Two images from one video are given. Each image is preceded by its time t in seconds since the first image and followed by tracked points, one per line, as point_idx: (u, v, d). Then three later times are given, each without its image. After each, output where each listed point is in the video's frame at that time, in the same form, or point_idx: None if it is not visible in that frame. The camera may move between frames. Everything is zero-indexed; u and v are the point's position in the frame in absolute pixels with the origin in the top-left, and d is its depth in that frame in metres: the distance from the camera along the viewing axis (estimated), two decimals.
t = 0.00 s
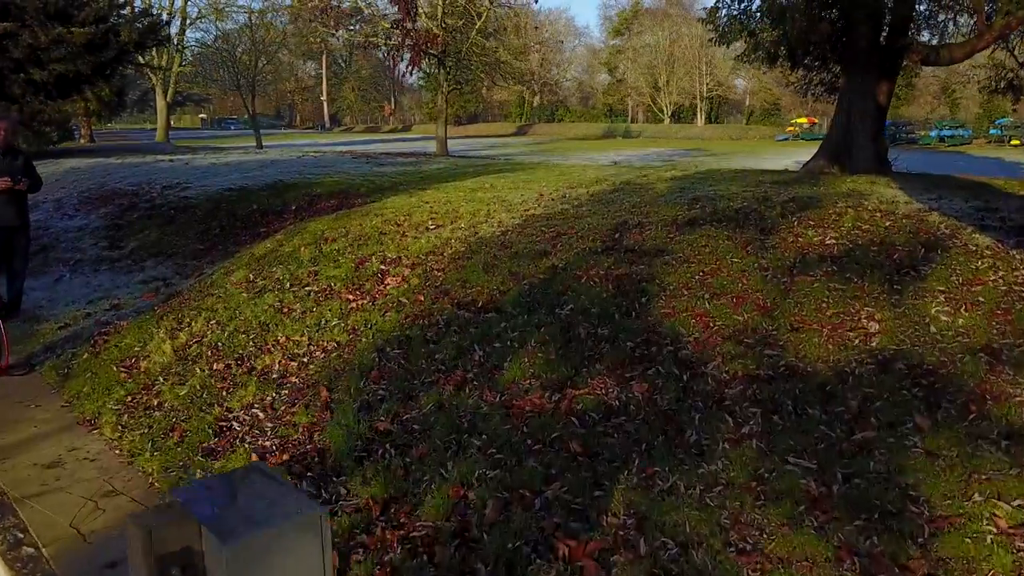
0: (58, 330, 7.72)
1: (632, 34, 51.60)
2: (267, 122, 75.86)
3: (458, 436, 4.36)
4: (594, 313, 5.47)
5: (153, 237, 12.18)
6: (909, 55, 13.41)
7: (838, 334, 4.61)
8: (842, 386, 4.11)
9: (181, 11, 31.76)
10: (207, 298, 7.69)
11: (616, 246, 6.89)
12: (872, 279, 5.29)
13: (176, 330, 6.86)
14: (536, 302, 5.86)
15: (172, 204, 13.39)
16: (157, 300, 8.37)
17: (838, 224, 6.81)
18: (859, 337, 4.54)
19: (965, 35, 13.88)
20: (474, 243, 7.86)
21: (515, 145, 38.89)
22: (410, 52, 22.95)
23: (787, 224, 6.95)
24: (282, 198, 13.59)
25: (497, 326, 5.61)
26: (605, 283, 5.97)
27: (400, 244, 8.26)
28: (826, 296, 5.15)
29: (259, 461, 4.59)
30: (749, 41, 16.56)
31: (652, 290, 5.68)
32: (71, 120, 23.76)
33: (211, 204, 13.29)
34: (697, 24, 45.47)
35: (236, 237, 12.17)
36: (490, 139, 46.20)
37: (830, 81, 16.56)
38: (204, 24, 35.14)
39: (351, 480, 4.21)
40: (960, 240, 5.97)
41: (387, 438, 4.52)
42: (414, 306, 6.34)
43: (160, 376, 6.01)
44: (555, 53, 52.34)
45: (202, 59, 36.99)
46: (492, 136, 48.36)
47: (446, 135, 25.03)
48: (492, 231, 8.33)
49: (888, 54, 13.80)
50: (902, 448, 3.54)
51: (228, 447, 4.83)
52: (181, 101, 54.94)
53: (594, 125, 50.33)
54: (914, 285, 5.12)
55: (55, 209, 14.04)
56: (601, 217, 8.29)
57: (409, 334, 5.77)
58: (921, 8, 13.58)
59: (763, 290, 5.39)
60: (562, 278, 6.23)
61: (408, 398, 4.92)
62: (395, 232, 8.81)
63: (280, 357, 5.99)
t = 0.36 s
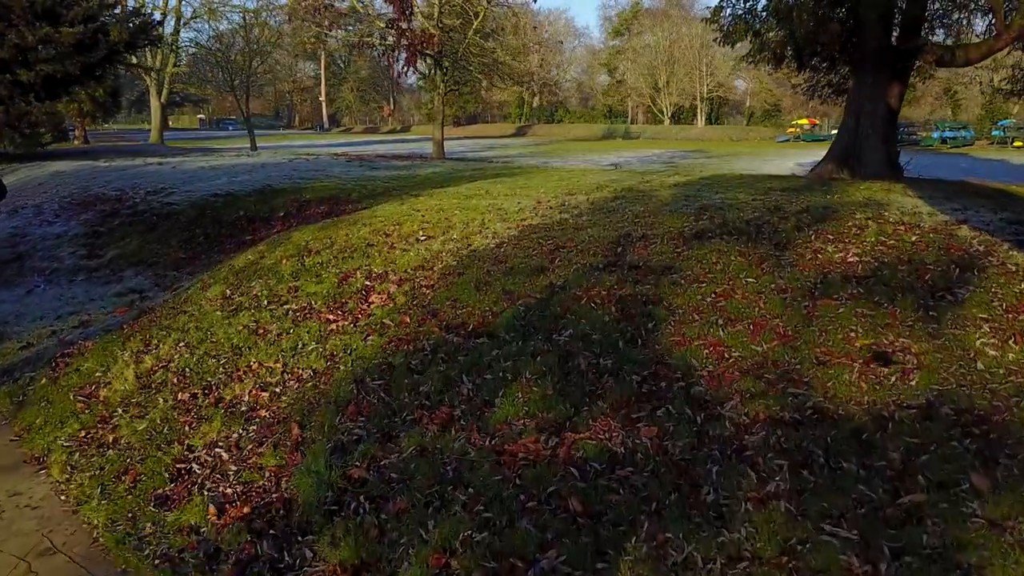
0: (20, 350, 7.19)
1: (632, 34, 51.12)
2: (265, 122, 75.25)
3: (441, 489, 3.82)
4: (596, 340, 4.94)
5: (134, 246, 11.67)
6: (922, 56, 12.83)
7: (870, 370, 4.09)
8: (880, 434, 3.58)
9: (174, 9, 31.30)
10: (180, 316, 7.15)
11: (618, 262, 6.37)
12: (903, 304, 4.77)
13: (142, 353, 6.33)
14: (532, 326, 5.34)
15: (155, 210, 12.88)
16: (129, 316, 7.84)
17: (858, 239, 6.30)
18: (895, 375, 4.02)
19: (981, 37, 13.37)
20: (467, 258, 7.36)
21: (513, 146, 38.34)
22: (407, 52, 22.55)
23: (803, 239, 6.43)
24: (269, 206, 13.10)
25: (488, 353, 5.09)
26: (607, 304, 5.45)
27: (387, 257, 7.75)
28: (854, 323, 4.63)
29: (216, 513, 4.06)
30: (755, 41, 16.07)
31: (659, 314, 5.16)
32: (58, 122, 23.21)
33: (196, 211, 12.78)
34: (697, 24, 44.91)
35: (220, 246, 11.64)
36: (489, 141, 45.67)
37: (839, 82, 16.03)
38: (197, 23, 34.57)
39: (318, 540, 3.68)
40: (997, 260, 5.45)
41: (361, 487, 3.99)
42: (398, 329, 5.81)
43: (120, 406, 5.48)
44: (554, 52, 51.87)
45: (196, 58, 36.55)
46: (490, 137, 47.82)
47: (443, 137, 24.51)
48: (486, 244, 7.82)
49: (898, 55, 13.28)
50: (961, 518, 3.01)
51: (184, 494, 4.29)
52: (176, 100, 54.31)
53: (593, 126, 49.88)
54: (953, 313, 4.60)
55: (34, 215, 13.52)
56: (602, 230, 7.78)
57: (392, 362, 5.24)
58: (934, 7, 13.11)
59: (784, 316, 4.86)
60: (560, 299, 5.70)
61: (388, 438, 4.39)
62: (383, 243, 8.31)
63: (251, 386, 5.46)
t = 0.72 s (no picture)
0: None
1: (632, 34, 50.66)
2: (263, 123, 74.79)
3: (420, 548, 3.28)
4: (598, 368, 4.41)
5: (112, 253, 11.13)
6: (938, 54, 12.29)
7: (914, 409, 3.55)
8: (934, 490, 3.04)
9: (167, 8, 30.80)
10: (148, 332, 6.61)
11: (622, 276, 5.85)
12: (944, 329, 4.24)
13: (102, 374, 5.80)
14: (526, 349, 4.80)
15: (137, 215, 12.36)
16: (96, 331, 7.30)
17: (883, 251, 5.79)
18: (944, 416, 3.48)
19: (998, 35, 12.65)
20: (459, 269, 6.84)
21: (512, 147, 37.85)
22: (401, 51, 21.94)
23: (823, 250, 5.91)
24: (256, 211, 12.60)
25: (478, 381, 4.55)
26: (610, 325, 4.92)
27: (374, 267, 7.25)
28: (890, 350, 4.10)
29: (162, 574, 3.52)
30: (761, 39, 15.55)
31: (669, 337, 4.63)
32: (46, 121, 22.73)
33: (179, 215, 12.26)
34: (698, 23, 44.35)
35: (203, 253, 11.12)
36: (488, 141, 45.20)
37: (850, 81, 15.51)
38: (191, 22, 33.97)
39: None
40: None
41: (327, 544, 3.44)
42: (380, 351, 5.28)
43: (70, 437, 4.94)
44: (553, 52, 51.40)
45: (189, 58, 36.08)
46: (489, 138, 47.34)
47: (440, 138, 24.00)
48: (480, 254, 7.30)
49: (910, 53, 12.85)
50: None
51: (129, 548, 3.76)
52: (172, 100, 53.83)
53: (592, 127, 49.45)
54: (1002, 340, 4.07)
55: (12, 219, 13.00)
56: (604, 238, 7.26)
57: (371, 391, 4.71)
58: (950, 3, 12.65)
59: (809, 341, 4.33)
60: (558, 318, 5.17)
61: (362, 483, 3.86)
62: (369, 252, 7.79)
63: (215, 416, 4.92)
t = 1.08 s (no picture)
0: None
1: (631, 34, 50.12)
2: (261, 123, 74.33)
3: None
4: (604, 400, 3.86)
5: (88, 259, 10.57)
6: (958, 52, 11.75)
7: (980, 459, 3.01)
8: (1018, 565, 2.49)
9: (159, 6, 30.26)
10: (110, 348, 6.05)
11: (628, 291, 5.31)
12: (1001, 358, 3.70)
13: (54, 399, 5.23)
14: (522, 376, 4.25)
15: (116, 218, 11.80)
16: (57, 347, 6.73)
17: (916, 263, 5.25)
18: (1018, 468, 2.94)
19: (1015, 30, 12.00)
20: (451, 280, 6.31)
21: (511, 147, 37.34)
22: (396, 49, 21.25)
23: (849, 262, 5.37)
24: (242, 215, 12.05)
25: (467, 414, 4.00)
26: (616, 347, 4.37)
27: (358, 277, 6.70)
28: (941, 384, 3.55)
29: None
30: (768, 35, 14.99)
31: (684, 364, 4.08)
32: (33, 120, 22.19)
33: (161, 219, 11.70)
34: (700, 23, 43.79)
35: (185, 259, 10.56)
36: (487, 142, 44.68)
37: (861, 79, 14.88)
38: (184, 20, 33.41)
39: None
40: None
41: None
42: (359, 375, 4.73)
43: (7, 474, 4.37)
44: (552, 52, 50.86)
45: (183, 56, 35.54)
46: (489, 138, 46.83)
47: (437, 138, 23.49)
48: (474, 264, 6.76)
49: (926, 50, 12.34)
50: None
51: None
52: (169, 100, 53.36)
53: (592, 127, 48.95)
54: None
55: None
56: (607, 246, 6.72)
57: (346, 425, 4.16)
58: None
59: (846, 371, 3.78)
60: (558, 338, 4.62)
61: (330, 539, 3.30)
62: (355, 261, 7.25)
63: (172, 451, 4.36)
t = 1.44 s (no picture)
0: None
1: (631, 34, 49.64)
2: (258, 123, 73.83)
3: None
4: (614, 447, 3.30)
5: (62, 266, 10.00)
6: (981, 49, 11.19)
7: None
8: None
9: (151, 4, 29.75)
10: (65, 371, 5.48)
11: (639, 310, 4.74)
12: None
13: None
14: (519, 413, 3.69)
15: (95, 223, 11.23)
16: (12, 367, 6.16)
17: (961, 279, 4.68)
18: None
19: None
20: (442, 294, 5.76)
21: (511, 148, 36.85)
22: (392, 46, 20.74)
23: (885, 278, 4.80)
24: (228, 219, 11.50)
25: (455, 460, 3.43)
26: (627, 380, 3.80)
27: (341, 291, 6.14)
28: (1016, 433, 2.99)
29: None
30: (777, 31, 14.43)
31: (706, 402, 3.51)
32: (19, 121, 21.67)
33: (141, 224, 11.15)
34: (700, 22, 43.25)
35: (164, 267, 9.99)
36: (487, 142, 44.16)
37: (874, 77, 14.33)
38: (177, 18, 32.85)
39: None
40: None
41: None
42: (334, 409, 4.16)
43: None
44: (551, 52, 50.38)
45: (177, 55, 35.03)
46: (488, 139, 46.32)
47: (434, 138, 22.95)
48: (468, 276, 6.20)
49: (945, 47, 11.78)
50: None
51: None
52: (164, 100, 52.91)
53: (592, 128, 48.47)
54: None
55: None
56: (613, 256, 6.15)
57: (315, 472, 3.59)
58: None
59: (900, 413, 3.22)
60: (560, 367, 4.05)
61: None
62: (340, 272, 6.70)
63: (117, 498, 3.79)
